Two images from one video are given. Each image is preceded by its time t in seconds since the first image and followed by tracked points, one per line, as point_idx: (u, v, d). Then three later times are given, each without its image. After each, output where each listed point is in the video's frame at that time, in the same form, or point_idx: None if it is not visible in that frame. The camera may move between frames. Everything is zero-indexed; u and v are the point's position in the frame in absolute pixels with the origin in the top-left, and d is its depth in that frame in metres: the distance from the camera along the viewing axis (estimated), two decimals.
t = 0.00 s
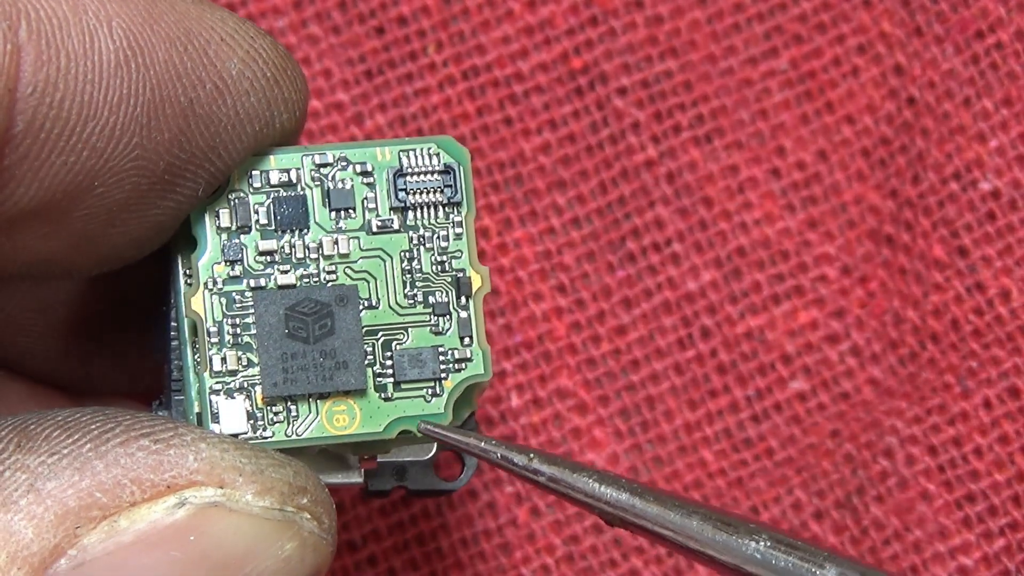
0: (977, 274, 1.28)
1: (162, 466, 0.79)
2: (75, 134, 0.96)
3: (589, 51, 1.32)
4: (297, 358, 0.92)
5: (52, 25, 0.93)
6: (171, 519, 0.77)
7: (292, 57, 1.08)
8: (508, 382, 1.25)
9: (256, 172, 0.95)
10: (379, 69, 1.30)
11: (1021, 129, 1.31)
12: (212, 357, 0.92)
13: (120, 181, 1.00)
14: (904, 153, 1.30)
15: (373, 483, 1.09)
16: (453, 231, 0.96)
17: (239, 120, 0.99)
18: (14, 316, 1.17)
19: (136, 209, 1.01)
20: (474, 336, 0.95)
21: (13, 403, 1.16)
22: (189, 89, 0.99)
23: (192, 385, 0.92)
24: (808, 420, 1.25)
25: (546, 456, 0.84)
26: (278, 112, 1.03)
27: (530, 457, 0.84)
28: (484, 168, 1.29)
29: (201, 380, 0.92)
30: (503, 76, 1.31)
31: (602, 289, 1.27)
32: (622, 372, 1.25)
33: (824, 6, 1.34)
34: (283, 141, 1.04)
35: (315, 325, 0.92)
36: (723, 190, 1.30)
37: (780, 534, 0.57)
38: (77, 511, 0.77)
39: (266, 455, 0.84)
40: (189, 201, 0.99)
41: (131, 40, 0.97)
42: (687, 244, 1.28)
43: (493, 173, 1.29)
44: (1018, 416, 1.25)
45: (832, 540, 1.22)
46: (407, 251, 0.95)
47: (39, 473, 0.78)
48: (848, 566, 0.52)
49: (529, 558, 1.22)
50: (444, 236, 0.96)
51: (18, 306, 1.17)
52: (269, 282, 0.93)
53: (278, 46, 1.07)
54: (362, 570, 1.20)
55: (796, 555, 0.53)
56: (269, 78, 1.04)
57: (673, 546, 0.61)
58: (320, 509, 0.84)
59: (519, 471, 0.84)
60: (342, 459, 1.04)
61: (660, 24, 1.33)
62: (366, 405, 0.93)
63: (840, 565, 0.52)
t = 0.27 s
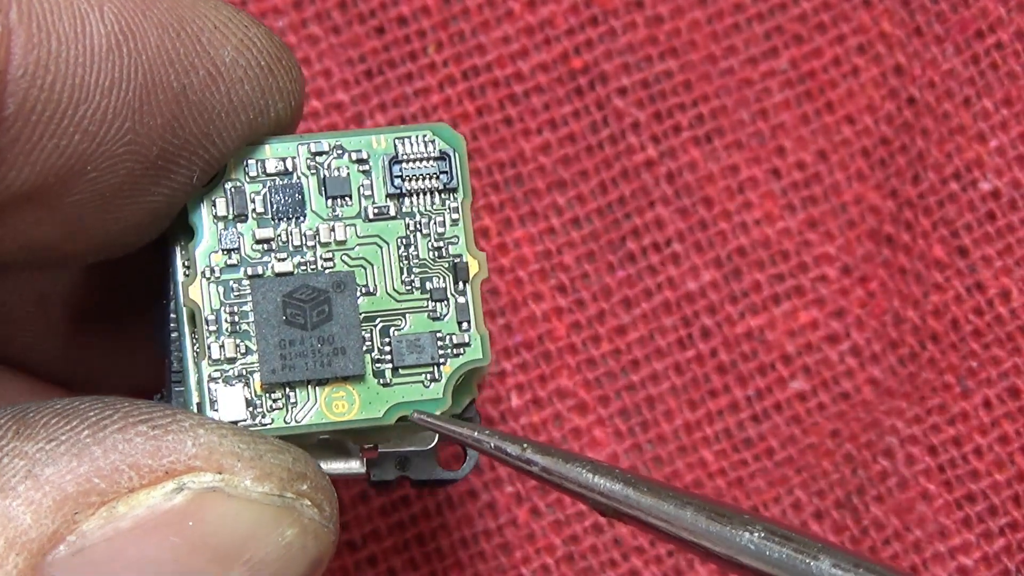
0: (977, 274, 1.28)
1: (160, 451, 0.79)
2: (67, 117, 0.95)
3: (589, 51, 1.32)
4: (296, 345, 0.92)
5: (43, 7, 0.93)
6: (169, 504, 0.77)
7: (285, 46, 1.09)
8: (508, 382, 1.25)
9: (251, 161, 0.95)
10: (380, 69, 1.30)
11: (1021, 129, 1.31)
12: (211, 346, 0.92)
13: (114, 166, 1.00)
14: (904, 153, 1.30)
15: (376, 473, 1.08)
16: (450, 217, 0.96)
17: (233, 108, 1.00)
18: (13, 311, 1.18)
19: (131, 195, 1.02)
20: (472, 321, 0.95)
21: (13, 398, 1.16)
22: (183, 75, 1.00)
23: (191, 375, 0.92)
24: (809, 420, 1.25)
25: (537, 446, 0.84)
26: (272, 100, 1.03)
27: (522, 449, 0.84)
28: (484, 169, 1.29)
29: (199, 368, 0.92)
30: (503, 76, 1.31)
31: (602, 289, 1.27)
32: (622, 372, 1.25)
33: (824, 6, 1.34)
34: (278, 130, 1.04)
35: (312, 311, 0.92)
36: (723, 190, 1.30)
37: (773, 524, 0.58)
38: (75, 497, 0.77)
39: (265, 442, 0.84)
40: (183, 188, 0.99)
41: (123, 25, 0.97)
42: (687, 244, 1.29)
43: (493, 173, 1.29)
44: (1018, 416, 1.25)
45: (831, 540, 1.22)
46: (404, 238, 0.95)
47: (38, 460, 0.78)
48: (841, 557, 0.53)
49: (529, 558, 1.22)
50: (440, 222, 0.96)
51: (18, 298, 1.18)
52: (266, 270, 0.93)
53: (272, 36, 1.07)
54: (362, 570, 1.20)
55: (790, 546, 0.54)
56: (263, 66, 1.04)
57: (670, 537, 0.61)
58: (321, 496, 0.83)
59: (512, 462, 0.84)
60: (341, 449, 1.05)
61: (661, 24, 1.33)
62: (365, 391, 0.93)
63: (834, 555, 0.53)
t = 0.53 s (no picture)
0: (977, 274, 1.28)
1: (165, 441, 0.79)
2: (63, 105, 0.95)
3: (589, 51, 1.32)
4: (299, 335, 0.92)
5: None
6: (175, 494, 0.77)
7: (281, 40, 1.09)
8: (508, 382, 1.25)
9: (251, 154, 0.96)
10: (379, 69, 1.30)
11: (1021, 129, 1.31)
12: (213, 337, 0.92)
13: (111, 154, 1.00)
14: (904, 153, 1.30)
15: (381, 467, 1.07)
16: (449, 206, 0.96)
17: (230, 98, 1.00)
18: (13, 306, 1.19)
19: (128, 185, 1.02)
20: (473, 309, 0.95)
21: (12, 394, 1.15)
22: (180, 64, 1.00)
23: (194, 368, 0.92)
24: (808, 420, 1.25)
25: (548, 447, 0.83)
26: (269, 92, 1.04)
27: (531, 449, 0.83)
28: (484, 168, 1.29)
29: (202, 359, 0.92)
30: (503, 76, 1.31)
31: (602, 289, 1.27)
32: (622, 372, 1.25)
33: (824, 6, 1.34)
34: (276, 123, 1.05)
35: (314, 301, 0.93)
36: (723, 190, 1.30)
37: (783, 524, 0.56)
38: (82, 488, 0.76)
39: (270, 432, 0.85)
40: (184, 179, 1.01)
41: (119, 13, 0.96)
42: (687, 244, 1.28)
43: (493, 173, 1.29)
44: (1018, 416, 1.25)
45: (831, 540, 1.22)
46: (404, 227, 0.96)
47: (43, 451, 0.78)
48: (852, 558, 0.51)
49: (529, 558, 1.22)
50: (439, 211, 0.96)
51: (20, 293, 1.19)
52: (268, 261, 0.94)
53: (268, 29, 1.08)
54: (361, 570, 1.20)
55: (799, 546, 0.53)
56: (259, 58, 1.04)
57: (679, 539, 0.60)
58: (326, 485, 0.84)
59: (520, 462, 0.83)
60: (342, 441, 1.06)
61: (660, 24, 1.33)
62: (368, 380, 0.93)
63: (844, 556, 0.51)
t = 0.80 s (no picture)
0: (977, 274, 1.28)
1: (178, 445, 0.79)
2: (72, 108, 0.96)
3: (589, 51, 1.32)
4: (309, 335, 0.91)
5: None
6: (188, 498, 0.77)
7: (289, 44, 1.09)
8: (508, 382, 1.25)
9: (257, 157, 0.95)
10: (379, 69, 1.30)
11: (1021, 129, 1.31)
12: (223, 339, 0.91)
13: (119, 157, 1.00)
14: (904, 153, 1.30)
15: (391, 468, 1.09)
16: (456, 205, 0.96)
17: (237, 101, 1.00)
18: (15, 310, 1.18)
19: (136, 188, 1.01)
20: (483, 307, 0.95)
21: (13, 396, 1.14)
22: (187, 67, 1.00)
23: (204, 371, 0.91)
24: (808, 420, 1.25)
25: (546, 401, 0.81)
26: (276, 96, 1.04)
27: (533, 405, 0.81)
28: (484, 169, 1.29)
29: (212, 362, 0.91)
30: (503, 76, 1.31)
31: (602, 289, 1.27)
32: (622, 372, 1.25)
33: (824, 6, 1.34)
34: (283, 126, 1.05)
35: (324, 301, 0.92)
36: (723, 190, 1.30)
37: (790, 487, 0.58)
38: (95, 492, 0.76)
39: (282, 436, 0.84)
40: (190, 182, 1.00)
41: (127, 16, 0.98)
42: (687, 244, 1.28)
43: (493, 173, 1.29)
44: (1018, 417, 1.25)
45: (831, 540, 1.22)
46: (411, 227, 0.95)
47: (57, 455, 0.77)
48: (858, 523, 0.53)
49: (529, 558, 1.22)
50: (447, 211, 0.96)
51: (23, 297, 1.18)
52: (276, 263, 0.93)
53: (274, 33, 1.08)
54: (361, 570, 1.20)
55: (807, 512, 0.55)
56: (266, 61, 1.05)
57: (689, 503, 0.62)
58: (337, 489, 0.84)
59: (527, 422, 0.80)
60: (351, 443, 1.06)
61: (660, 25, 1.33)
62: (379, 379, 0.92)
63: (851, 522, 0.53)
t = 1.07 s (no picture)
0: (977, 274, 1.28)
1: (184, 454, 0.79)
2: (75, 116, 0.96)
3: (589, 51, 1.32)
4: (315, 342, 0.91)
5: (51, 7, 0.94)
6: (194, 508, 0.77)
7: (294, 49, 1.08)
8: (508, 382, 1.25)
9: (259, 162, 0.94)
10: (379, 69, 1.30)
11: (1021, 129, 1.31)
12: (228, 347, 0.90)
13: (122, 165, 1.00)
14: (904, 153, 1.30)
15: (395, 471, 1.09)
16: (460, 209, 0.95)
17: (241, 109, 1.00)
18: (16, 311, 1.18)
19: (137, 196, 1.01)
20: (488, 311, 0.94)
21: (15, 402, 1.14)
22: (190, 74, 1.00)
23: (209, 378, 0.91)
24: (808, 420, 1.25)
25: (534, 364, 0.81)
26: (280, 102, 1.02)
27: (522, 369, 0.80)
28: (484, 169, 1.29)
29: (218, 370, 0.90)
30: (503, 76, 1.31)
31: (602, 289, 1.27)
32: (622, 372, 1.25)
33: (824, 6, 1.34)
34: (286, 131, 1.03)
35: (329, 308, 0.92)
36: (723, 190, 1.30)
37: (776, 455, 0.61)
38: (100, 502, 0.76)
39: (289, 443, 0.84)
40: (190, 190, 1.00)
41: (131, 24, 0.98)
42: (687, 244, 1.28)
43: (493, 173, 1.29)
44: (1018, 417, 1.25)
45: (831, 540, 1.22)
46: (416, 232, 0.95)
47: (62, 464, 0.78)
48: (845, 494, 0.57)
49: (529, 558, 1.22)
50: (451, 214, 0.95)
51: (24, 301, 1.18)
52: (281, 269, 0.92)
53: (280, 38, 1.07)
54: (362, 570, 1.20)
55: (797, 484, 0.58)
56: (271, 67, 1.04)
57: (677, 470, 0.64)
58: (343, 496, 0.84)
59: (517, 386, 0.79)
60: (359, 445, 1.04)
61: (661, 25, 1.33)
62: (385, 386, 0.92)
63: (840, 494, 0.57)
